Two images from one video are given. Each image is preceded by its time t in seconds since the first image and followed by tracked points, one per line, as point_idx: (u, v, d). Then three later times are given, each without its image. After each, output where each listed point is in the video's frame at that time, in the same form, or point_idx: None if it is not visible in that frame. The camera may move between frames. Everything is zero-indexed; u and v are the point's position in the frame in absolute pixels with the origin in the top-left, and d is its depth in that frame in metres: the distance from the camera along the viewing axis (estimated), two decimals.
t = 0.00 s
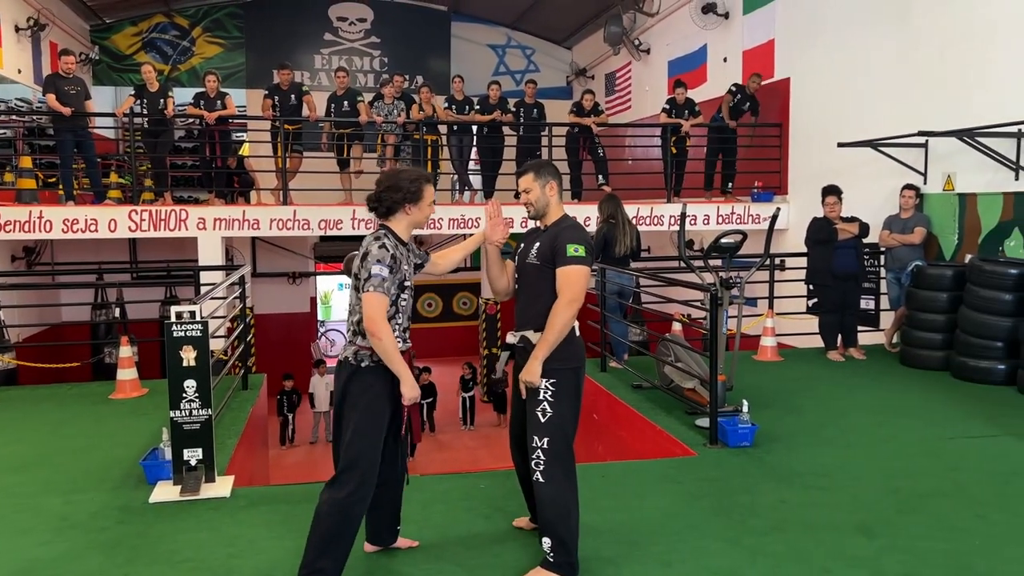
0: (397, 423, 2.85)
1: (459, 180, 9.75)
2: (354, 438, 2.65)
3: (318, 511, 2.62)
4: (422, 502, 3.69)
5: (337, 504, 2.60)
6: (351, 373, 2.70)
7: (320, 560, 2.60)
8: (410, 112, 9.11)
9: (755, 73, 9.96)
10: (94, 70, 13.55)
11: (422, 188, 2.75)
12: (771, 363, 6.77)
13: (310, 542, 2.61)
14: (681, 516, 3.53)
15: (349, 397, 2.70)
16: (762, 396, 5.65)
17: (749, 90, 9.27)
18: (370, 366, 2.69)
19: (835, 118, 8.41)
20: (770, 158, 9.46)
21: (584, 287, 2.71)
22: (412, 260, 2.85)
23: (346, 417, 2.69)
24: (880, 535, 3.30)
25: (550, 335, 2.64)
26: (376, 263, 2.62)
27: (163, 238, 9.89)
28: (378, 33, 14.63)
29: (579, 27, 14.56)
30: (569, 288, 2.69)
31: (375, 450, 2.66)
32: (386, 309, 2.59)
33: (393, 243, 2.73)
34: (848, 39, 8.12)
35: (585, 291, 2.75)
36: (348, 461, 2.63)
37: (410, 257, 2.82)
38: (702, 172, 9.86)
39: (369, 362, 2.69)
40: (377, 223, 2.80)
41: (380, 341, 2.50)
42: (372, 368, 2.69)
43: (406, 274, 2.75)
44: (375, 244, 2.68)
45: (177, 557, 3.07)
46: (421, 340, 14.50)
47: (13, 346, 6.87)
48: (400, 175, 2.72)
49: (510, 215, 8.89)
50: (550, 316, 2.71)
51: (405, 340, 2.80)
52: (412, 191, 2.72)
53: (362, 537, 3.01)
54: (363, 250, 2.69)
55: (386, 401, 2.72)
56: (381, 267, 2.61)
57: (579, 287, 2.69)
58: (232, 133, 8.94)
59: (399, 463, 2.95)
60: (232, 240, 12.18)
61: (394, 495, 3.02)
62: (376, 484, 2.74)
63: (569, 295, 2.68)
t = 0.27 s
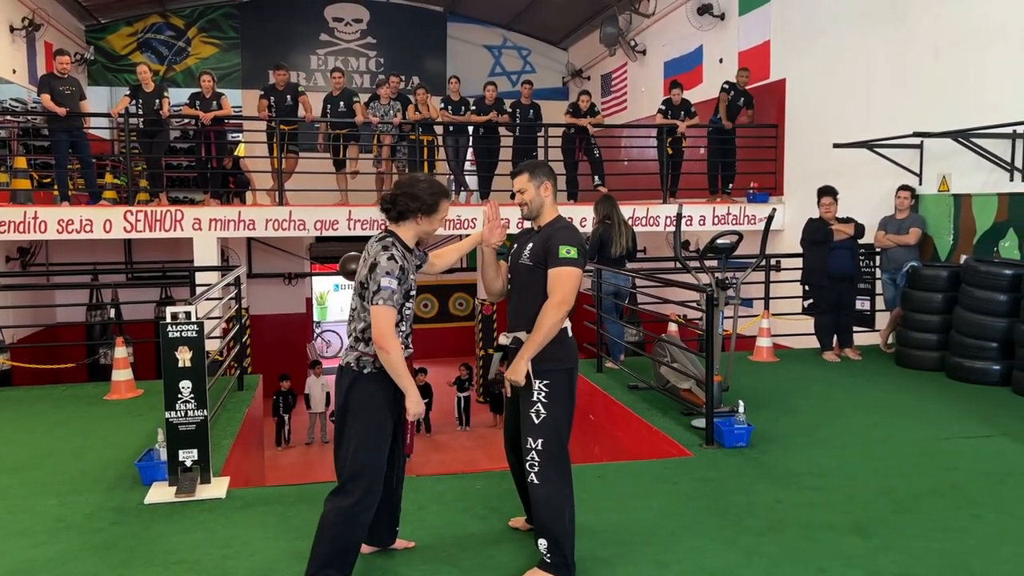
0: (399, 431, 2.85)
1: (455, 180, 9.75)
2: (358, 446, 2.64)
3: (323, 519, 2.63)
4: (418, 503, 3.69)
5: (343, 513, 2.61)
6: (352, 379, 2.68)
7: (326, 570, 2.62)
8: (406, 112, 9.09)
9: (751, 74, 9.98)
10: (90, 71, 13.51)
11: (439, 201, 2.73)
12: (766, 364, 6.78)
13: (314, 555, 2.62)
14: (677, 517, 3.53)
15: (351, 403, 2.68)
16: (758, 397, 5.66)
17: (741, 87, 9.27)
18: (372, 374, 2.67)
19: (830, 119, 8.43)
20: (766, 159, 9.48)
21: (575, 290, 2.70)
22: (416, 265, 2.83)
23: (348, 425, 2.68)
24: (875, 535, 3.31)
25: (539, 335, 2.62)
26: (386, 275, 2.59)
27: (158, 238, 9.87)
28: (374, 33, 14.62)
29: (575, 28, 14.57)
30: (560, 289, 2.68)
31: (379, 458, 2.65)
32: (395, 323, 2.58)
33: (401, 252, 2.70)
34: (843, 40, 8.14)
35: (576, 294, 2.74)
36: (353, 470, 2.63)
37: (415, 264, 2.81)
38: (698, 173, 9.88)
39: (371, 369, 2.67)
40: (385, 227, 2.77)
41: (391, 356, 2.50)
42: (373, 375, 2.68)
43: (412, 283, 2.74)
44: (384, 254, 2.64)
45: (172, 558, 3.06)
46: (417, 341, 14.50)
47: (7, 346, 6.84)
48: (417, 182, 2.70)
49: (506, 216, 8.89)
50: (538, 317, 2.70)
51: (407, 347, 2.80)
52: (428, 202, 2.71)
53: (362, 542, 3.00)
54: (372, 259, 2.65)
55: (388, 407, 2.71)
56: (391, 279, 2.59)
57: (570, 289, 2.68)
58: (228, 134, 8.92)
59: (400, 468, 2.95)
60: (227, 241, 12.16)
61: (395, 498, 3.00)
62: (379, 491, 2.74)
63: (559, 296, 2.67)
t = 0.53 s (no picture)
0: (398, 433, 2.85)
1: (454, 181, 9.74)
2: (361, 450, 2.64)
3: (327, 522, 2.62)
4: (417, 504, 3.68)
5: (347, 517, 2.61)
6: (352, 382, 2.67)
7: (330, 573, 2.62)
8: (405, 113, 9.08)
9: (750, 75, 9.99)
10: (88, 71, 13.50)
11: (446, 209, 2.73)
12: (765, 365, 6.77)
13: (318, 557, 2.61)
14: (676, 518, 3.52)
15: (352, 407, 2.67)
16: (757, 398, 5.66)
17: (739, 87, 9.27)
18: (372, 377, 2.67)
19: (829, 119, 8.43)
20: (765, 160, 9.48)
21: (570, 289, 2.72)
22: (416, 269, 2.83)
23: (350, 429, 2.67)
24: (874, 537, 3.30)
25: (531, 335, 2.66)
26: (390, 283, 2.58)
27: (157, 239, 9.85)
28: (373, 34, 14.62)
29: (574, 29, 14.57)
30: (553, 289, 2.69)
31: (382, 460, 2.66)
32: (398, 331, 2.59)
33: (404, 257, 2.70)
34: (842, 41, 8.14)
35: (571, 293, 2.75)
36: (356, 473, 2.63)
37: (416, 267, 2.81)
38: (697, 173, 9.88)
39: (371, 372, 2.67)
40: (387, 229, 2.76)
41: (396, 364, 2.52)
42: (374, 378, 2.67)
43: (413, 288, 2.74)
44: (387, 261, 2.63)
45: (170, 559, 3.06)
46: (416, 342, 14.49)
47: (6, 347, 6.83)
48: (423, 188, 2.70)
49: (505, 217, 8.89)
50: (532, 317, 2.72)
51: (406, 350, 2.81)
52: (433, 209, 2.70)
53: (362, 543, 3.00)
54: (375, 265, 2.64)
55: (389, 409, 2.71)
56: (395, 287, 2.59)
57: (564, 289, 2.70)
58: (227, 135, 8.91)
59: (399, 470, 2.95)
60: (226, 242, 12.15)
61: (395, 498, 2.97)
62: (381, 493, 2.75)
63: (553, 296, 2.68)
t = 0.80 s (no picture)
0: (399, 433, 2.84)
1: (454, 182, 9.74)
2: (361, 450, 2.64)
3: (327, 522, 2.62)
4: (416, 505, 3.68)
5: (348, 517, 2.61)
6: (352, 383, 2.67)
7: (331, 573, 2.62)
8: (405, 114, 9.08)
9: (750, 76, 9.99)
10: (88, 72, 13.50)
11: (441, 208, 2.73)
12: (765, 366, 6.77)
13: (320, 557, 2.62)
14: (676, 519, 3.52)
15: (352, 407, 2.67)
16: (756, 399, 5.66)
17: (741, 89, 9.27)
18: (372, 377, 2.67)
19: (829, 120, 8.44)
20: (765, 161, 9.48)
21: (572, 285, 2.72)
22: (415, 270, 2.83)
23: (350, 429, 2.67)
24: (874, 538, 3.30)
25: (535, 330, 2.66)
26: (388, 284, 2.59)
27: (156, 239, 9.85)
28: (373, 35, 14.62)
29: (573, 30, 14.59)
30: (555, 284, 2.69)
31: (381, 460, 2.65)
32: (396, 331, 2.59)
33: (401, 258, 2.70)
34: (842, 42, 8.15)
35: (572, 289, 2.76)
36: (357, 473, 2.63)
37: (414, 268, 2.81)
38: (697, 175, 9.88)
39: (371, 372, 2.67)
40: (384, 231, 2.77)
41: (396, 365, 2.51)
42: (374, 378, 2.67)
43: (411, 289, 2.74)
44: (384, 262, 2.63)
45: (170, 560, 3.06)
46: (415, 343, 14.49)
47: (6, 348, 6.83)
48: (417, 189, 2.70)
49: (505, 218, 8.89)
50: (534, 313, 2.72)
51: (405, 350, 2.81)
52: (429, 210, 2.71)
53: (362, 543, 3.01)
54: (372, 267, 2.64)
55: (389, 409, 2.71)
56: (392, 288, 2.59)
57: (567, 284, 2.70)
58: (226, 136, 8.91)
59: (400, 470, 2.95)
60: (226, 242, 12.14)
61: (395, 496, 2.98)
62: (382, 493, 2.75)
63: (555, 291, 2.68)
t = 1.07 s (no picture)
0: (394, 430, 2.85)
1: (454, 183, 9.74)
2: (358, 448, 2.64)
3: (326, 520, 2.62)
4: (416, 506, 3.68)
5: (345, 515, 2.61)
6: (348, 381, 2.66)
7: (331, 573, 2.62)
8: (405, 115, 9.09)
9: (750, 78, 10.00)
10: (88, 73, 13.51)
11: (437, 205, 2.74)
12: (765, 367, 6.77)
13: (321, 556, 2.61)
14: (676, 520, 3.53)
15: (349, 405, 2.66)
16: (757, 400, 5.66)
17: (742, 90, 9.29)
18: (367, 375, 2.66)
19: (830, 121, 8.44)
20: (765, 161, 9.50)
21: (572, 280, 2.73)
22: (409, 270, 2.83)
23: (346, 427, 2.66)
24: (874, 539, 3.30)
25: (536, 324, 2.65)
26: (377, 282, 2.59)
27: (157, 240, 9.86)
28: (373, 36, 14.64)
29: (573, 31, 14.61)
30: (556, 279, 2.70)
31: (379, 458, 2.66)
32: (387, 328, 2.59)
33: (393, 258, 2.70)
34: (842, 43, 8.15)
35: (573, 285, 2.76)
36: (354, 471, 2.63)
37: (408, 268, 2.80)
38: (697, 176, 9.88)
39: (366, 370, 2.66)
40: (379, 232, 2.77)
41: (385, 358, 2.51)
42: (369, 376, 2.66)
43: (405, 288, 2.73)
44: (376, 261, 2.64)
45: (170, 561, 3.06)
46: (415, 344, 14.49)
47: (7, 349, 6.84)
48: (412, 188, 2.70)
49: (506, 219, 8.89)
50: (536, 309, 2.72)
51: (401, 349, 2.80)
52: (423, 208, 2.72)
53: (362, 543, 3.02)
54: (364, 265, 2.65)
55: (385, 406, 2.71)
56: (382, 286, 2.60)
57: (567, 279, 2.70)
58: (227, 137, 8.91)
59: (398, 467, 2.95)
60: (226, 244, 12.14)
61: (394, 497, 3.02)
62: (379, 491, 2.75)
63: (556, 286, 2.69)
